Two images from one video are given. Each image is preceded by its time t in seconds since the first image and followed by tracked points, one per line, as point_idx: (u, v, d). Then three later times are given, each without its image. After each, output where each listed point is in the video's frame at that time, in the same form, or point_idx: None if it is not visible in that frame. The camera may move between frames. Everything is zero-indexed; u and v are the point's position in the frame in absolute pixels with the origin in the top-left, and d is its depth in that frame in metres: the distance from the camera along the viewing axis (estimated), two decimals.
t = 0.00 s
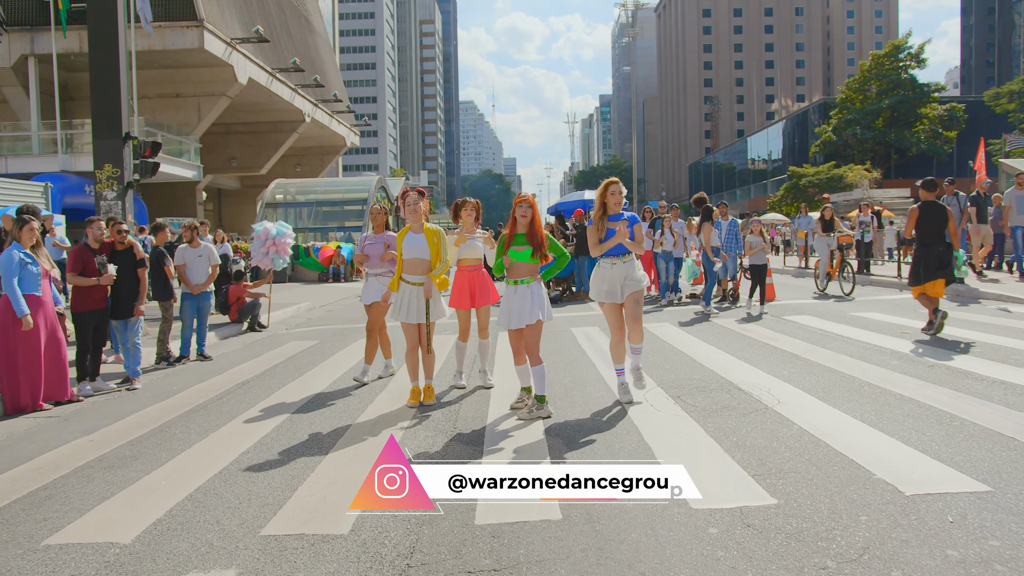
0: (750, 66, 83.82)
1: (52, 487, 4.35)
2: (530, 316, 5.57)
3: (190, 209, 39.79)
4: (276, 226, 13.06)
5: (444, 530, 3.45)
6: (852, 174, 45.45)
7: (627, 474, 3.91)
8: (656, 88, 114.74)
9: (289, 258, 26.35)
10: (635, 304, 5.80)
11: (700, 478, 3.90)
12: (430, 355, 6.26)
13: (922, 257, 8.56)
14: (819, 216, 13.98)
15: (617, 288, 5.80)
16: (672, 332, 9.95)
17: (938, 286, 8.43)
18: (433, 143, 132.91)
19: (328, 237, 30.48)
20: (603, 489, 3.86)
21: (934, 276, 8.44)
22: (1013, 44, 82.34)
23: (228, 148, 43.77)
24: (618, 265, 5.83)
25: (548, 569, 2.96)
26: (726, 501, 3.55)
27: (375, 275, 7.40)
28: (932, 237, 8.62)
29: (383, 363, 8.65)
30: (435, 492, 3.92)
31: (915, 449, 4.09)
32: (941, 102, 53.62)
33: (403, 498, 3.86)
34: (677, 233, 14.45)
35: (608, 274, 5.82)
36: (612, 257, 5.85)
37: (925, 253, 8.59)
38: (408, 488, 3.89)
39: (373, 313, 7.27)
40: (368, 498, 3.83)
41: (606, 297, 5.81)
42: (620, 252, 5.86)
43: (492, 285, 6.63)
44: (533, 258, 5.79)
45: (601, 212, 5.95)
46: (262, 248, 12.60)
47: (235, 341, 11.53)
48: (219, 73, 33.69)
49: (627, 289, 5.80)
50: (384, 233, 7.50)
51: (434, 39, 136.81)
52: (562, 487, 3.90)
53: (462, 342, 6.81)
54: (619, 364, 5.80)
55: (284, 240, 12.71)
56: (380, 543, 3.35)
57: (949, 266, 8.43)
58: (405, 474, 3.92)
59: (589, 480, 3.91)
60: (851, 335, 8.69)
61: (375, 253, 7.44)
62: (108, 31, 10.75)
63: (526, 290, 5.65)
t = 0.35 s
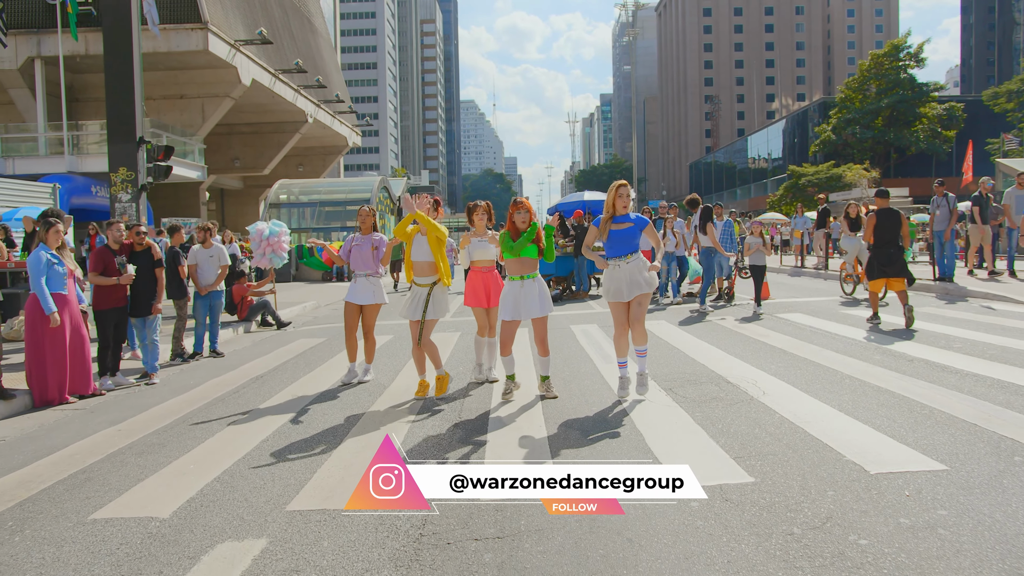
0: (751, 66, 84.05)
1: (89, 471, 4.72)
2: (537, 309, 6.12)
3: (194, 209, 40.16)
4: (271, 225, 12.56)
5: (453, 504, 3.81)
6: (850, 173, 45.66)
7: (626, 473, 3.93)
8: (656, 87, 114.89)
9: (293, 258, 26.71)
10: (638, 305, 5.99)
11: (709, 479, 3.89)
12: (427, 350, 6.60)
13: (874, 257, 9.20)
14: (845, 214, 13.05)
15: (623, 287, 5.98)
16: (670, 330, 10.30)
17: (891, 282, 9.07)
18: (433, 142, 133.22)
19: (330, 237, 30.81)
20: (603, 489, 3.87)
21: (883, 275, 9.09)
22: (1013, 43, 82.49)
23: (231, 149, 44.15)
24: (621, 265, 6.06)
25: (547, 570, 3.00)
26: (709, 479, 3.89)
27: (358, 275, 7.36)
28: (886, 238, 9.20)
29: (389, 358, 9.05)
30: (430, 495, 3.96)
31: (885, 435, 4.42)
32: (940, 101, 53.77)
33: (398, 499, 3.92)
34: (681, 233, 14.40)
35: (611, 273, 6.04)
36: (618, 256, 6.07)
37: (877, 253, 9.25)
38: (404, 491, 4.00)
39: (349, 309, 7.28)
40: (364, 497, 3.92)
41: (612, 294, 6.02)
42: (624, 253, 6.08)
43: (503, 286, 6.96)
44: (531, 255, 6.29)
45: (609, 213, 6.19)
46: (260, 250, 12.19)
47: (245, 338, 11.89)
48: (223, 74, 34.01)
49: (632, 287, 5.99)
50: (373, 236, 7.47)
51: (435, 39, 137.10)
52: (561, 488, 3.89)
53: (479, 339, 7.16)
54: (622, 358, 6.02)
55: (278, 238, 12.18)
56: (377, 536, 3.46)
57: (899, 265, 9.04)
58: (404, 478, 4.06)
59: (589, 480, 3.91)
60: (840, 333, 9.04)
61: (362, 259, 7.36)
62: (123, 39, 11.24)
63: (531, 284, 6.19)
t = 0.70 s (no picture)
0: (750, 67, 84.31)
1: (119, 459, 5.12)
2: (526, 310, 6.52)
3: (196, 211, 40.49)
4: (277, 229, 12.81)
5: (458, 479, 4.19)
6: (848, 174, 45.86)
7: (626, 473, 3.96)
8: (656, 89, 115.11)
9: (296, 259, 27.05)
10: (631, 310, 6.24)
11: (709, 478, 3.94)
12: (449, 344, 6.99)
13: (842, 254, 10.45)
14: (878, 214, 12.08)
15: (620, 291, 6.25)
16: (664, 328, 10.69)
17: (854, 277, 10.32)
18: (434, 144, 133.56)
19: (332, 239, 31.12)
20: (603, 489, 3.92)
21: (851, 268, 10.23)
22: (1012, 43, 82.61)
23: (233, 151, 44.53)
24: (619, 270, 6.31)
25: (551, 567, 3.06)
26: (692, 461, 4.22)
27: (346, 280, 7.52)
28: (854, 237, 10.55)
29: (394, 355, 9.43)
30: (431, 495, 4.02)
31: (859, 423, 4.77)
32: (938, 102, 53.96)
33: (399, 499, 3.98)
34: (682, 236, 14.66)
35: (609, 278, 6.30)
36: (615, 261, 6.31)
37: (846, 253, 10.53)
38: (404, 491, 4.04)
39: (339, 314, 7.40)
40: (364, 497, 3.98)
41: (608, 298, 6.30)
42: (620, 259, 6.34)
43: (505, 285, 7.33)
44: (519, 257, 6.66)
45: (607, 221, 6.42)
46: (266, 253, 12.46)
47: (254, 337, 12.27)
48: (226, 78, 34.30)
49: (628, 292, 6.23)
50: (361, 241, 7.60)
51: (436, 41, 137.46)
52: (561, 487, 3.95)
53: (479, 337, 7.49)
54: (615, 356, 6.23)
55: (284, 242, 12.48)
56: (374, 535, 3.52)
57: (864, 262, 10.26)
58: (403, 477, 4.09)
59: (588, 480, 3.96)
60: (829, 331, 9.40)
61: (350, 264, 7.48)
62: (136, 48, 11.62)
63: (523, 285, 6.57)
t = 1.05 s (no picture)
0: (750, 67, 84.57)
1: (148, 445, 5.48)
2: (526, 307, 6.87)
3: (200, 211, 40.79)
4: (292, 230, 13.13)
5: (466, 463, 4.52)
6: (847, 174, 46.02)
7: (627, 473, 3.96)
8: (656, 89, 115.22)
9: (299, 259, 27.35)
10: (625, 305, 6.53)
11: (709, 478, 3.95)
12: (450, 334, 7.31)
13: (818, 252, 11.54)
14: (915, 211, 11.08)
15: (617, 287, 6.55)
16: (660, 324, 11.08)
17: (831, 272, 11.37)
18: (434, 144, 133.83)
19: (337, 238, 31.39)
20: (604, 489, 3.89)
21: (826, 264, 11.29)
22: (1011, 44, 82.77)
23: (236, 151, 44.87)
24: (617, 268, 6.63)
25: (551, 569, 3.07)
26: (684, 446, 4.53)
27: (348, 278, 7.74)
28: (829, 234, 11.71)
29: (400, 351, 9.78)
30: (431, 495, 4.03)
31: (842, 411, 5.09)
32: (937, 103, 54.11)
33: (398, 498, 4.00)
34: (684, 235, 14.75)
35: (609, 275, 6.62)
36: (615, 259, 6.65)
37: (823, 251, 11.62)
38: (404, 491, 4.04)
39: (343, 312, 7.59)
40: (364, 497, 4.00)
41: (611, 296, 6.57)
42: (621, 258, 6.65)
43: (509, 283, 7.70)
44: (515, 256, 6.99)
45: (607, 222, 6.76)
46: (281, 252, 12.78)
47: (263, 334, 12.61)
48: (230, 79, 34.45)
49: (627, 288, 6.54)
50: (362, 240, 7.84)
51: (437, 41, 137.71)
52: (561, 488, 3.93)
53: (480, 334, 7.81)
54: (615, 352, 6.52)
55: (300, 243, 12.80)
56: (378, 533, 3.59)
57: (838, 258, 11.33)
58: (402, 477, 4.08)
59: (589, 480, 3.93)
60: (820, 328, 9.74)
61: (352, 262, 7.72)
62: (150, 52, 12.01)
63: (521, 281, 6.93)
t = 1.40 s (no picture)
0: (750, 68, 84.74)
1: (170, 435, 5.82)
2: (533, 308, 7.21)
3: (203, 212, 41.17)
4: (305, 231, 13.44)
5: (467, 460, 4.58)
6: (846, 175, 46.20)
7: (627, 473, 3.97)
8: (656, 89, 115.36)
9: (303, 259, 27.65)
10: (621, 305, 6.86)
11: (709, 478, 3.96)
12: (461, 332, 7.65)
13: (798, 251, 12.71)
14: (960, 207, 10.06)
15: (615, 286, 6.86)
16: (658, 322, 11.41)
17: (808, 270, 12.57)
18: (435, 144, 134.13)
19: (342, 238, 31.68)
20: (604, 489, 3.91)
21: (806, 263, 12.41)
22: (1010, 43, 82.69)
23: (238, 153, 45.23)
24: (616, 267, 6.94)
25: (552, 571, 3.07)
26: (676, 433, 4.86)
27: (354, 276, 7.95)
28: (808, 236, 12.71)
29: (405, 348, 10.12)
30: (430, 495, 4.02)
31: (826, 402, 5.38)
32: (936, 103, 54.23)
33: (398, 499, 3.97)
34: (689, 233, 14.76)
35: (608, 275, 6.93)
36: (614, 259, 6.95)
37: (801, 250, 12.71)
38: (404, 492, 4.00)
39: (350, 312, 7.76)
40: (364, 497, 3.98)
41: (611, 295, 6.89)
42: (621, 257, 6.94)
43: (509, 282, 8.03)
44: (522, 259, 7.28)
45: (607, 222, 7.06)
46: (294, 251, 13.06)
47: (270, 333, 12.93)
48: (233, 81, 34.77)
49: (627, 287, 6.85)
50: (368, 239, 8.02)
51: (437, 42, 138.05)
52: (561, 487, 3.95)
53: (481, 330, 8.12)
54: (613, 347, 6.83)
55: (312, 243, 13.12)
56: (378, 530, 3.62)
57: (815, 257, 12.58)
58: (402, 478, 4.04)
59: (589, 480, 3.95)
60: (812, 326, 10.06)
61: (359, 260, 7.95)
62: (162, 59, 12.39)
63: (529, 283, 7.26)
